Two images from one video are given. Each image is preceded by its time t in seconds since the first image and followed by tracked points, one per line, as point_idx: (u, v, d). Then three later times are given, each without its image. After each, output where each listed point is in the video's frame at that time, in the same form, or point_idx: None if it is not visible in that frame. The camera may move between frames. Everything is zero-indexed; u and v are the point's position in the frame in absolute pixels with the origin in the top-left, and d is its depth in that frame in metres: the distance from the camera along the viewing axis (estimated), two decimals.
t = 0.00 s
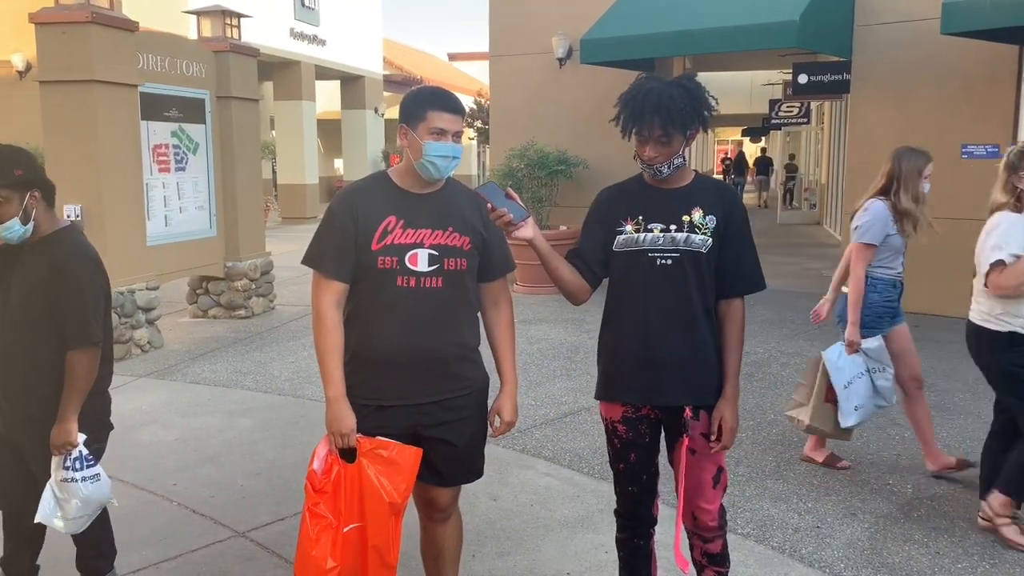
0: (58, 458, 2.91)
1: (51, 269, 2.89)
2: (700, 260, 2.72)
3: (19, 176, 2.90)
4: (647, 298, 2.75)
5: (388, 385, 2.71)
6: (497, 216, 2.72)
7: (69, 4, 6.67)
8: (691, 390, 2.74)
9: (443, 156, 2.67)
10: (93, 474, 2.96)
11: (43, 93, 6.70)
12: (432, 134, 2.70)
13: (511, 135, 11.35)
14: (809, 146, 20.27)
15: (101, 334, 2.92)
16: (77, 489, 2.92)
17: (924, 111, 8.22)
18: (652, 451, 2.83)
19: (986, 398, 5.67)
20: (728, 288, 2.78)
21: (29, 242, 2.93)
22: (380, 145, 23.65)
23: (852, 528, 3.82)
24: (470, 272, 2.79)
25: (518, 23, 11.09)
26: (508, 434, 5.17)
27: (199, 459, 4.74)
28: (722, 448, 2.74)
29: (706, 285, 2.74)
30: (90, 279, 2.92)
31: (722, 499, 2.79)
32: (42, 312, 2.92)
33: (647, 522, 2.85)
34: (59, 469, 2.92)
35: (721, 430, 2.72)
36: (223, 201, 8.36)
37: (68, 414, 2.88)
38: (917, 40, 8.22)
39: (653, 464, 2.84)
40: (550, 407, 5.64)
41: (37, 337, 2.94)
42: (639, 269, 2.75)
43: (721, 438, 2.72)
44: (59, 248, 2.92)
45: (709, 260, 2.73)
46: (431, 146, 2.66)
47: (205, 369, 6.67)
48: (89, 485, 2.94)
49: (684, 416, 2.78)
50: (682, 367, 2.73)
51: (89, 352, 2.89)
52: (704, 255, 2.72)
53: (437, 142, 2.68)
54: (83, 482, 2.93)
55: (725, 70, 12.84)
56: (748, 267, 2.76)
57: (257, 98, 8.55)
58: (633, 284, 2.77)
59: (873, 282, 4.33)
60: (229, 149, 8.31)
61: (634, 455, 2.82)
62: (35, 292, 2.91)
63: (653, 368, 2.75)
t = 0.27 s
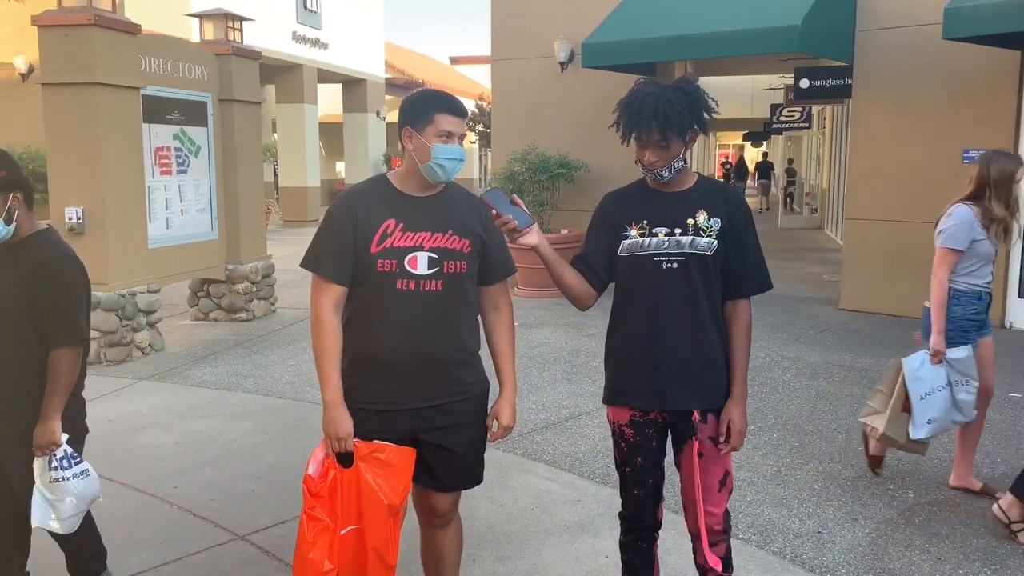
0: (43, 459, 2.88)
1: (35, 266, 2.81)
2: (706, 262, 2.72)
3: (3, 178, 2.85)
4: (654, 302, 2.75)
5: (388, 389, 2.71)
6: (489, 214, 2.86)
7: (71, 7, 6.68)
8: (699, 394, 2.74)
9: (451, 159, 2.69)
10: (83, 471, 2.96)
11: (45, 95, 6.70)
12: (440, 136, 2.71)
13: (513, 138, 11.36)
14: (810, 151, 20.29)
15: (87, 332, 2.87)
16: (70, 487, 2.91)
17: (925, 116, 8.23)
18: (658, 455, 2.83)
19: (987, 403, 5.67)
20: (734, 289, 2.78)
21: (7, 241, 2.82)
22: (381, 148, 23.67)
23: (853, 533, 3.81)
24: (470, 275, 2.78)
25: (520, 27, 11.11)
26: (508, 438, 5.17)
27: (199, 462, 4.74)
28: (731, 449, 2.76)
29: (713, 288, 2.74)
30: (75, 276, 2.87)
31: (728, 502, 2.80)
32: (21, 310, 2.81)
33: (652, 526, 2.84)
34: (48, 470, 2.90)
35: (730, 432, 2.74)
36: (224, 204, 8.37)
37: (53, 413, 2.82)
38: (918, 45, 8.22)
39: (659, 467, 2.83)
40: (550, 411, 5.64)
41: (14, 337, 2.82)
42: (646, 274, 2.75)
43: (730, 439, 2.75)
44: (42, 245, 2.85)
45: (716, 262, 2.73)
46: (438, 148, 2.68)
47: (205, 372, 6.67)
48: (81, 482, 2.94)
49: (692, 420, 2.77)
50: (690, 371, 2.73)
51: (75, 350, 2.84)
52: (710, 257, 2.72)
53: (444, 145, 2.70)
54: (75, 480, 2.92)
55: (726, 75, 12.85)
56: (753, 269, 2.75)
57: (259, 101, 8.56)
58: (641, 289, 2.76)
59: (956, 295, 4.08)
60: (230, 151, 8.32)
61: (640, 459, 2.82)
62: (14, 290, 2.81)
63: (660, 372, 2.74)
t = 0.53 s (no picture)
0: (7, 461, 2.82)
1: None
2: (710, 267, 2.71)
3: None
4: (659, 307, 2.75)
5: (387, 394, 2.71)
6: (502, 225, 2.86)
7: (72, 12, 6.69)
8: (704, 398, 2.74)
9: (448, 162, 2.69)
10: (48, 472, 2.89)
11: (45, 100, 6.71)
12: (437, 140, 2.73)
13: (512, 143, 11.37)
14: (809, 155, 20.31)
15: (52, 330, 2.87)
16: (38, 486, 2.84)
17: (924, 122, 8.24)
18: (662, 459, 2.83)
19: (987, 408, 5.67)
20: (740, 293, 2.78)
21: None
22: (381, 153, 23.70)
23: (853, 539, 3.81)
24: (468, 279, 2.78)
25: (519, 33, 11.12)
26: (508, 443, 5.17)
27: (198, 467, 4.73)
28: (737, 452, 2.75)
29: (718, 292, 2.74)
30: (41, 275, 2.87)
31: (731, 507, 2.78)
32: None
33: (655, 531, 2.83)
34: (12, 471, 2.82)
35: (736, 436, 2.73)
36: (224, 209, 8.38)
37: (17, 413, 2.81)
38: (917, 51, 8.24)
39: (663, 472, 2.83)
40: (550, 416, 5.64)
41: None
42: (650, 280, 2.75)
43: (736, 443, 2.74)
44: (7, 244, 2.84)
45: (720, 265, 2.73)
46: (438, 152, 2.69)
47: (205, 377, 6.66)
48: (48, 482, 2.87)
49: (697, 425, 2.76)
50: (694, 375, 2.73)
51: (41, 349, 2.84)
52: (714, 262, 2.71)
53: (443, 148, 2.70)
54: (43, 479, 2.85)
55: (726, 80, 12.87)
56: (757, 273, 2.75)
57: (259, 106, 8.57)
58: (646, 294, 2.76)
59: None
60: (230, 156, 8.32)
61: (644, 463, 2.82)
62: None
63: (664, 377, 2.74)
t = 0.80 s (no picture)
0: None
1: None
2: (715, 269, 2.71)
3: None
4: (664, 310, 2.75)
5: (386, 400, 2.71)
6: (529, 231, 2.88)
7: (71, 18, 6.70)
8: (710, 402, 2.73)
9: (446, 169, 2.69)
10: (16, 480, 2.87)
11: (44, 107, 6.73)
12: (436, 147, 2.73)
13: (512, 147, 11.38)
14: (809, 158, 20.33)
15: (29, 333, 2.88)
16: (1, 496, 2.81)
17: (923, 124, 8.25)
18: (668, 463, 2.83)
19: (988, 410, 5.66)
20: (748, 295, 2.75)
21: None
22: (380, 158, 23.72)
23: (853, 542, 3.80)
24: (467, 284, 2.78)
25: (518, 37, 11.14)
26: (508, 448, 5.16)
27: (198, 473, 4.72)
28: (742, 456, 2.73)
29: (724, 295, 2.73)
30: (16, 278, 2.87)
31: (736, 511, 2.78)
32: None
33: (658, 535, 2.84)
34: None
35: (741, 439, 2.71)
36: (223, 214, 8.38)
37: None
38: (915, 53, 8.25)
39: (668, 475, 2.84)
40: (550, 420, 5.63)
41: None
42: (655, 282, 2.76)
43: (741, 446, 2.71)
44: None
45: (726, 268, 2.72)
46: (436, 159, 2.68)
47: (205, 383, 6.66)
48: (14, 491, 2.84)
49: (702, 428, 2.77)
50: (699, 379, 2.73)
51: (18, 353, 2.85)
52: (719, 264, 2.70)
53: (441, 155, 2.70)
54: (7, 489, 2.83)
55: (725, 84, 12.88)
56: (766, 274, 2.72)
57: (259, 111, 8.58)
58: (652, 297, 2.77)
59: None
60: (229, 162, 8.33)
61: (648, 466, 2.83)
62: None
63: (670, 380, 2.75)
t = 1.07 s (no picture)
0: None
1: None
2: (722, 272, 2.71)
3: None
4: (671, 312, 2.76)
5: (386, 406, 2.71)
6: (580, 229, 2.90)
7: (71, 25, 6.72)
8: (716, 405, 2.73)
9: (442, 171, 2.69)
10: None
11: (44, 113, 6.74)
12: (430, 150, 2.73)
13: (511, 152, 11.39)
14: (808, 161, 20.35)
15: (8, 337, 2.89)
16: None
17: (922, 126, 8.26)
18: (673, 466, 2.84)
19: (989, 412, 5.66)
20: (757, 299, 2.73)
21: None
22: (380, 163, 23.74)
23: (855, 544, 3.80)
24: (467, 288, 2.78)
25: (517, 42, 11.15)
26: (509, 452, 5.16)
27: (199, 479, 4.72)
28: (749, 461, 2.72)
29: (731, 298, 2.72)
30: None
31: (740, 514, 2.77)
32: None
33: (661, 538, 2.86)
34: None
35: (748, 444, 2.69)
36: (223, 220, 8.40)
37: None
38: (914, 56, 8.26)
39: (673, 478, 2.84)
40: (551, 424, 5.63)
41: None
42: (663, 284, 2.77)
43: (747, 451, 2.70)
44: None
45: (734, 271, 2.71)
46: (430, 163, 2.68)
47: (205, 389, 6.66)
48: None
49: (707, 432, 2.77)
50: (705, 382, 2.73)
51: None
52: (726, 267, 2.70)
53: (435, 159, 2.70)
54: None
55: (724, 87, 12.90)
56: (773, 277, 2.70)
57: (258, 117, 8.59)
58: (660, 298, 2.78)
59: None
60: (229, 168, 8.34)
61: (653, 468, 2.84)
62: None
63: (675, 383, 2.76)
